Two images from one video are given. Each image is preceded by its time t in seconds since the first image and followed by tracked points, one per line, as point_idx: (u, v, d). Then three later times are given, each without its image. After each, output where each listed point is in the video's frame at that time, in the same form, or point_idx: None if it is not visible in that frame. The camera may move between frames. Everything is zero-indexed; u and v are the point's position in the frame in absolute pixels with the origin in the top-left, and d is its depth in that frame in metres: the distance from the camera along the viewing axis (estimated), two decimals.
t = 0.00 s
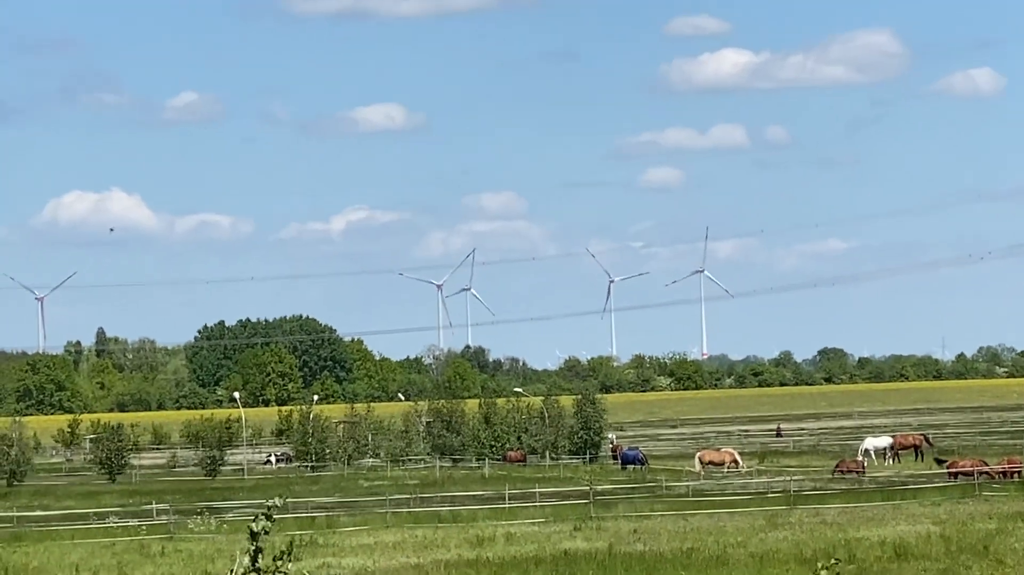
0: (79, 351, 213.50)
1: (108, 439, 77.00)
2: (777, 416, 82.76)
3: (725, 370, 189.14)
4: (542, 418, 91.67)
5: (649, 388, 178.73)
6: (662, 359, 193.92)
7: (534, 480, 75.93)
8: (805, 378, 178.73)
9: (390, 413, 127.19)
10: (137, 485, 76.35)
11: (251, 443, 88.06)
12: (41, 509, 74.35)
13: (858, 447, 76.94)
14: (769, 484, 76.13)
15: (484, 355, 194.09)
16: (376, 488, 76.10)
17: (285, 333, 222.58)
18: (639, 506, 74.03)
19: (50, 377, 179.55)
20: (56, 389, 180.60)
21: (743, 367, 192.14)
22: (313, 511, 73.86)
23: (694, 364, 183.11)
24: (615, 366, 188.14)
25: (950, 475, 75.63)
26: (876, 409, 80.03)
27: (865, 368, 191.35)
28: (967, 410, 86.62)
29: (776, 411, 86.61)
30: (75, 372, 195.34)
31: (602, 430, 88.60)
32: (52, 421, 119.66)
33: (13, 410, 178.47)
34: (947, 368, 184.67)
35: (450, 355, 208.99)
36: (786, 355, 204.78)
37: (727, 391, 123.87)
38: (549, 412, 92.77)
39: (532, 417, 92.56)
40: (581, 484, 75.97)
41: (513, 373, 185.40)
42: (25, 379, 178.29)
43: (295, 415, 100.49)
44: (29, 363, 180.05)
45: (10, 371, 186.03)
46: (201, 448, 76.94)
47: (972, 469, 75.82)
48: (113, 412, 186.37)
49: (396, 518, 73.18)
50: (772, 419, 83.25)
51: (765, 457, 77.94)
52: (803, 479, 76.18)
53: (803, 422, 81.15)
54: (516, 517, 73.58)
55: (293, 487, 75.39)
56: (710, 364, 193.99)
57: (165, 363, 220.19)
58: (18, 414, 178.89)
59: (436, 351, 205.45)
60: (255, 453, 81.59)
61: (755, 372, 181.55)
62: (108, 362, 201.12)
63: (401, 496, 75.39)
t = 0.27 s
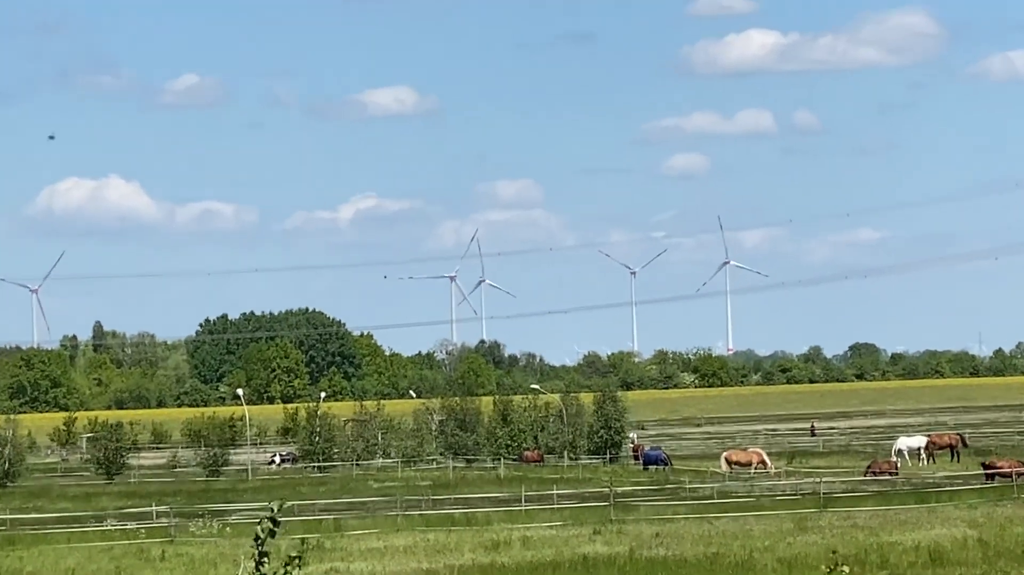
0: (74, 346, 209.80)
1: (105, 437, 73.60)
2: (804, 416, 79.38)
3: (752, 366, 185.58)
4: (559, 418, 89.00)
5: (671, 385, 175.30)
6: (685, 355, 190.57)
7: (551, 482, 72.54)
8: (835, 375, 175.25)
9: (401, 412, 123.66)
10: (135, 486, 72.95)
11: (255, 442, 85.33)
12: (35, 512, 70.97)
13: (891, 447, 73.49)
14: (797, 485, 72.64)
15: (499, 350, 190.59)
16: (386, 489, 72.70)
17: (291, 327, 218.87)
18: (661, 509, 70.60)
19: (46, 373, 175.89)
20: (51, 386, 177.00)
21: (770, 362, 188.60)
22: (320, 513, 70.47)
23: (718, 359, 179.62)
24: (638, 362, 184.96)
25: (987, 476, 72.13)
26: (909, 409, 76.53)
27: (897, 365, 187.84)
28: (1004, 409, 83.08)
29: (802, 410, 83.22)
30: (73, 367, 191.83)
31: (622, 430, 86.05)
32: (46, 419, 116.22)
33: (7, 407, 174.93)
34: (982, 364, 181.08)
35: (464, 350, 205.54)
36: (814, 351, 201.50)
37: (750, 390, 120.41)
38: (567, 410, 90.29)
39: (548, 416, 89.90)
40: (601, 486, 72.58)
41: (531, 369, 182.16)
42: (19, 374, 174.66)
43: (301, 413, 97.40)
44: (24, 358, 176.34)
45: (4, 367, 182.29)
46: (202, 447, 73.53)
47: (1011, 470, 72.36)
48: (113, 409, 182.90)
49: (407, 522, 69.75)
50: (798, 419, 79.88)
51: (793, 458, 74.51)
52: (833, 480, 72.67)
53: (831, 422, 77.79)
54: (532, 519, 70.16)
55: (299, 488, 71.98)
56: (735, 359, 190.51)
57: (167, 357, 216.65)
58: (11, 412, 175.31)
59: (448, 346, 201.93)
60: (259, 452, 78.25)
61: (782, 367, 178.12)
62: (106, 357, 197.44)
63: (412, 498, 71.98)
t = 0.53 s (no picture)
0: (71, 345, 206.99)
1: (103, 440, 70.85)
2: (828, 420, 76.59)
3: (777, 366, 182.77)
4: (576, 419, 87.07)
5: (692, 385, 172.59)
6: (706, 354, 187.88)
7: (567, 487, 69.77)
8: (862, 376, 172.46)
9: (411, 414, 120.96)
10: (134, 490, 70.14)
11: (261, 444, 83.20)
12: (30, 518, 68.22)
13: (920, 451, 70.59)
14: (822, 490, 69.71)
15: (512, 349, 187.87)
16: (396, 494, 69.92)
17: (296, 325, 216.08)
18: (682, 515, 67.80)
19: (41, 372, 173.21)
20: (47, 386, 174.36)
21: (795, 362, 185.81)
22: (326, 519, 67.64)
23: (741, 360, 176.86)
24: (656, 362, 182.15)
25: (1020, 481, 69.17)
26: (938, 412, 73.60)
27: (927, 365, 185.06)
28: None
29: (826, 413, 80.48)
30: (70, 367, 189.08)
31: (640, 433, 84.05)
32: (42, 422, 113.55)
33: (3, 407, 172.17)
34: (1014, 365, 177.79)
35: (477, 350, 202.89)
36: (841, 350, 198.74)
37: (771, 392, 117.72)
38: (583, 412, 88.42)
39: (564, 417, 88.13)
40: (618, 491, 69.84)
41: (547, 369, 179.47)
42: (14, 374, 171.96)
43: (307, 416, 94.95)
44: (19, 357, 173.59)
45: None
46: (204, 450, 70.74)
47: None
48: (112, 409, 180.15)
49: (417, 527, 66.92)
50: (822, 422, 77.12)
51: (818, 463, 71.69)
52: (860, 485, 69.72)
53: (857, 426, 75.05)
54: (548, 525, 67.36)
55: (303, 494, 69.17)
56: (759, 359, 187.75)
57: (169, 356, 213.96)
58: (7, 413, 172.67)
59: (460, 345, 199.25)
60: (263, 455, 75.58)
61: (808, 368, 175.52)
62: (104, 357, 194.67)
63: (422, 503, 69.21)
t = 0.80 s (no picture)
0: (69, 345, 204.94)
1: (103, 442, 69.03)
2: (846, 424, 74.64)
3: (795, 368, 180.87)
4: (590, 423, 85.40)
5: (709, 388, 170.77)
6: (722, 356, 186.02)
7: (579, 492, 67.85)
8: (883, 379, 170.68)
9: (417, 417, 118.99)
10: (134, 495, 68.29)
11: (264, 447, 81.57)
12: (27, 523, 66.39)
13: (942, 457, 68.58)
14: (842, 496, 67.75)
15: (523, 351, 185.96)
16: (403, 499, 67.97)
17: (300, 326, 213.97)
18: (697, 521, 65.82)
19: (38, 374, 171.08)
20: (45, 388, 172.33)
21: (813, 365, 183.89)
22: (330, 525, 65.71)
23: (759, 362, 175.04)
24: (671, 364, 180.13)
25: None
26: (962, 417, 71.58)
27: (949, 368, 183.21)
28: None
29: (843, 418, 78.52)
30: (70, 368, 187.13)
31: (654, 438, 82.34)
32: (38, 424, 111.60)
33: None
34: None
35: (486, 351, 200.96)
36: (861, 352, 196.84)
37: (787, 395, 115.76)
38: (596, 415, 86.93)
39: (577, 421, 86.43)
40: (632, 496, 67.90)
41: (559, 372, 177.50)
42: (11, 375, 169.81)
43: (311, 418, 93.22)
44: (15, 358, 171.39)
45: None
46: (206, 453, 68.87)
47: None
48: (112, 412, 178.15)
49: (424, 534, 64.93)
50: (840, 427, 75.15)
51: (836, 469, 69.73)
52: (880, 490, 67.73)
53: (876, 431, 73.10)
54: (559, 531, 65.39)
55: (308, 499, 67.27)
56: (777, 362, 185.79)
57: (171, 356, 211.92)
58: (3, 415, 170.65)
59: (469, 346, 197.31)
60: (266, 458, 73.70)
61: (827, 371, 173.85)
62: (103, 358, 192.54)
63: (430, 509, 67.26)
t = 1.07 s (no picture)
0: (62, 349, 202.39)
1: (97, 448, 66.66)
2: (867, 433, 72.21)
3: (814, 373, 178.35)
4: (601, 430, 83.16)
5: (725, 393, 168.55)
6: (738, 361, 183.57)
7: (591, 501, 65.41)
8: (906, 385, 168.20)
9: (424, 424, 116.48)
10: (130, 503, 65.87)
11: (265, 454, 79.26)
12: (17, 532, 63.99)
13: (968, 466, 66.07)
14: (864, 505, 65.25)
15: (533, 355, 183.40)
16: (408, 509, 65.48)
17: (302, 328, 211.21)
18: (713, 531, 63.34)
19: (29, 378, 168.58)
20: (36, 392, 169.84)
21: (835, 370, 181.11)
22: (333, 535, 63.23)
23: (776, 366, 172.71)
24: (686, 368, 177.74)
25: None
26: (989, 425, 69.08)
27: (975, 373, 180.53)
28: None
29: (864, 425, 76.07)
30: (64, 372, 184.64)
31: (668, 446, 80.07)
32: (30, 430, 109.07)
33: None
34: None
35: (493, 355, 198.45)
36: (881, 357, 194.35)
37: (805, 402, 113.24)
38: (608, 421, 84.67)
39: (588, 428, 84.20)
40: (645, 506, 65.46)
41: (569, 376, 175.04)
42: (2, 379, 167.16)
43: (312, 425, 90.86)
44: (6, 362, 168.87)
45: None
46: (204, 460, 66.48)
47: None
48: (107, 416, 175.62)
49: (430, 544, 62.41)
50: (861, 435, 72.73)
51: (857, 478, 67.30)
52: (904, 500, 65.23)
53: (899, 440, 70.68)
54: (570, 542, 62.91)
55: (310, 508, 64.83)
56: (796, 366, 183.24)
57: (169, 360, 209.48)
58: None
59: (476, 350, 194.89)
60: (266, 466, 71.29)
61: (849, 376, 171.53)
62: (97, 361, 189.96)
63: (436, 518, 64.77)
